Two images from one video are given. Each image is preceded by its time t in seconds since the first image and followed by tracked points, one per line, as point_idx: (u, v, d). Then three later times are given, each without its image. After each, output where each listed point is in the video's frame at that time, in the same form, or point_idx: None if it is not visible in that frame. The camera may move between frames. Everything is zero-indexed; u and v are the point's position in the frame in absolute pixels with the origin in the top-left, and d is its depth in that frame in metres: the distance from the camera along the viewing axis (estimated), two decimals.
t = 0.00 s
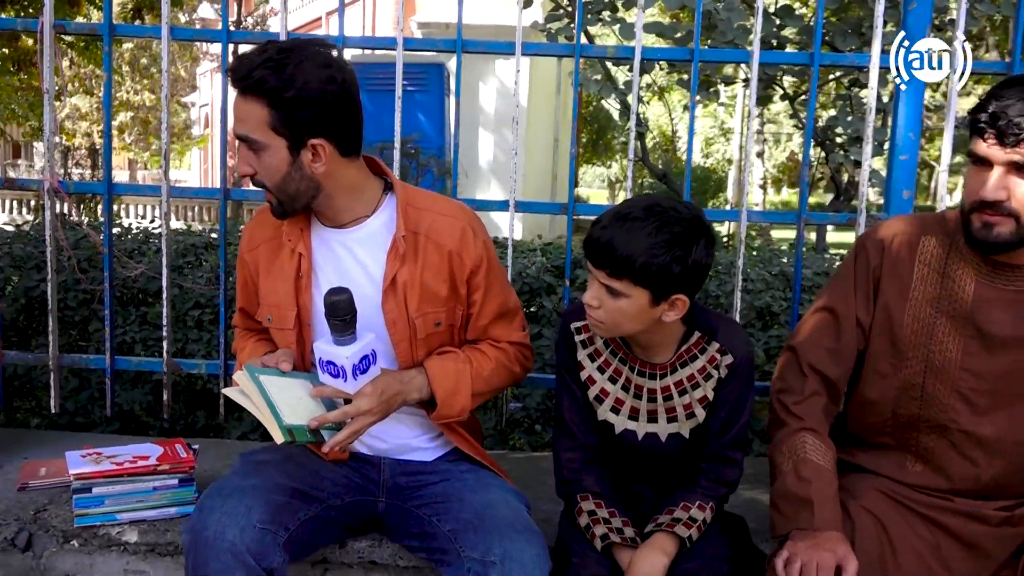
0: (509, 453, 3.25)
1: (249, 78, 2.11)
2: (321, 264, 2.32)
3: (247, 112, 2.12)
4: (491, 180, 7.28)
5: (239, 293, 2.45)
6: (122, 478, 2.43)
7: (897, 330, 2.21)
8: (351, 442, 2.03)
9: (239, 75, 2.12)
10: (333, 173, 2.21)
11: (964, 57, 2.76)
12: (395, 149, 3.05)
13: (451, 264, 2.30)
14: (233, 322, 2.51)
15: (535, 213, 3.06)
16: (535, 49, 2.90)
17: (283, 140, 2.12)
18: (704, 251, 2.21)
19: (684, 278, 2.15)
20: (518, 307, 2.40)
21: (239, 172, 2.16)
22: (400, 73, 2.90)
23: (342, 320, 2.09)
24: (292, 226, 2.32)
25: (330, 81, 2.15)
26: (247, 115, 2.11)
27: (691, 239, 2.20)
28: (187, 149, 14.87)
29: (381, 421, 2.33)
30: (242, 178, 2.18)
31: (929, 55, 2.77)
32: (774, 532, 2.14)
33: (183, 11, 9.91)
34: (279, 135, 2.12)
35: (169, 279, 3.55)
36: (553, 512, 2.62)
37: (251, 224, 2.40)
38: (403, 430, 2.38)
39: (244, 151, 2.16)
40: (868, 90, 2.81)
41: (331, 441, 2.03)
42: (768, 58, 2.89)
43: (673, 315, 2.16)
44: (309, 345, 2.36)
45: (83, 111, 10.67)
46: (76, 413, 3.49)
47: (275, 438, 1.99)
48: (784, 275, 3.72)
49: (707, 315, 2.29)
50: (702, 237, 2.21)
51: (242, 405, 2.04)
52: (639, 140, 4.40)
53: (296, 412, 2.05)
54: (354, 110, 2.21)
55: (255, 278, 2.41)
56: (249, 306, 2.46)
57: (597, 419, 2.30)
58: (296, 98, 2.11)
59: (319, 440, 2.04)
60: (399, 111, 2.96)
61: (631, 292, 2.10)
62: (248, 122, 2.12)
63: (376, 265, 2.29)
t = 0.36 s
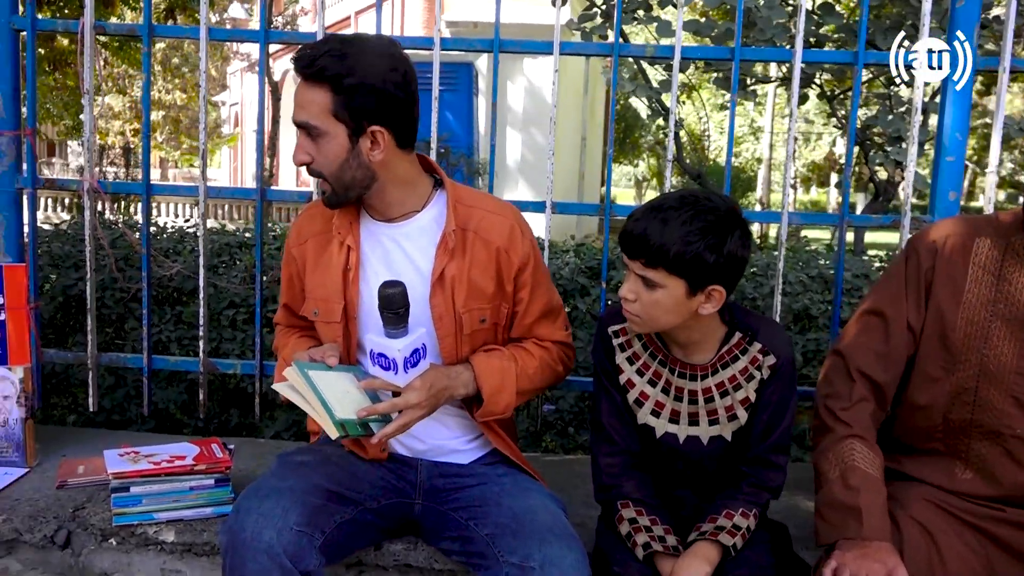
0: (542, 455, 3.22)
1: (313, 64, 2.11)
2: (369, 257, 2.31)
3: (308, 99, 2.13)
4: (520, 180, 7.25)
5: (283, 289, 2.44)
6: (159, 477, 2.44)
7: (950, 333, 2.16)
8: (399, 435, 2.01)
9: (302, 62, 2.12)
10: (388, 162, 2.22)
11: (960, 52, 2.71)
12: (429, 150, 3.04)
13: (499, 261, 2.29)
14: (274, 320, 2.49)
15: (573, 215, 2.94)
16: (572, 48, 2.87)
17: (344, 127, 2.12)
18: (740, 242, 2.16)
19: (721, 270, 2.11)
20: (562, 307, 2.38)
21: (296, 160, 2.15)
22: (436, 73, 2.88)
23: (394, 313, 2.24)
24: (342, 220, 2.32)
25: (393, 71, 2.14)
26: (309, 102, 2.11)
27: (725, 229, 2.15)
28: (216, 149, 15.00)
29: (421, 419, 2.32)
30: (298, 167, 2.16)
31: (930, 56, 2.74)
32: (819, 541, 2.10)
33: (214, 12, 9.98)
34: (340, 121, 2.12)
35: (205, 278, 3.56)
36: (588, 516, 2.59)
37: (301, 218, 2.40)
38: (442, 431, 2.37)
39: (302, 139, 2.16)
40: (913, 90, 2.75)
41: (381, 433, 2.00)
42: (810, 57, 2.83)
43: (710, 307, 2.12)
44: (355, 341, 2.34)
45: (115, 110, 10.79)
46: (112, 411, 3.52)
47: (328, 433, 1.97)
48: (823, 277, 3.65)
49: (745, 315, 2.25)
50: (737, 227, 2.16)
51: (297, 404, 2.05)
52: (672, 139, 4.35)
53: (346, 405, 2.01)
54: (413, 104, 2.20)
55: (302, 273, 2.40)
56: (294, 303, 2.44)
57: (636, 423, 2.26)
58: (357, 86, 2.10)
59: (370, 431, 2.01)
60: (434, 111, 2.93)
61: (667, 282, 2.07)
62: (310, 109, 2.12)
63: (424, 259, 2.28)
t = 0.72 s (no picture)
0: (569, 457, 3.21)
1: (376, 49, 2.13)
2: (414, 251, 2.31)
3: (369, 85, 2.14)
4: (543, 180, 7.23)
5: (322, 282, 2.43)
6: (189, 475, 2.45)
7: (989, 339, 2.12)
8: (439, 426, 2.03)
9: (364, 47, 2.13)
10: (442, 153, 2.23)
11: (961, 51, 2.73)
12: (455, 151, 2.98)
13: (541, 260, 2.30)
14: (310, 316, 2.48)
15: (604, 215, 2.88)
16: (605, 49, 2.85)
17: (402, 113, 2.13)
18: (775, 240, 2.12)
19: (759, 268, 2.09)
20: (598, 310, 2.39)
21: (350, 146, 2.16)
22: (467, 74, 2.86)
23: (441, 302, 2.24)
24: (388, 212, 2.32)
25: (454, 62, 2.18)
26: (371, 88, 2.12)
27: (761, 228, 2.12)
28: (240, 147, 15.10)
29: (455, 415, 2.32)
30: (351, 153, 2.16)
31: (930, 56, 2.82)
32: (852, 550, 2.06)
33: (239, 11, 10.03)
34: (399, 107, 2.13)
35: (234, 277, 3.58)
36: (617, 519, 2.58)
37: (345, 211, 2.41)
38: (473, 429, 2.36)
39: (358, 126, 2.17)
40: (951, 91, 2.70)
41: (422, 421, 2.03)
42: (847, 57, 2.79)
43: (746, 306, 2.10)
44: (394, 335, 2.32)
45: (141, 109, 10.89)
46: (141, 408, 3.55)
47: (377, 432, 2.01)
48: (854, 280, 3.61)
49: (778, 317, 2.23)
50: (773, 225, 2.13)
51: (342, 405, 2.04)
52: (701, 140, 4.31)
53: (389, 400, 2.04)
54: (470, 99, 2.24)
55: (344, 266, 2.39)
56: (333, 297, 2.43)
57: (668, 426, 2.24)
58: (420, 73, 2.12)
59: (412, 421, 2.07)
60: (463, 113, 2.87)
61: (704, 280, 2.05)
62: (370, 94, 2.13)
63: (468, 255, 2.29)
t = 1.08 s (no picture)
0: (595, 459, 3.19)
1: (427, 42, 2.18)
2: (452, 245, 2.33)
3: (419, 77, 2.19)
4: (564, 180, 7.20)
5: (358, 278, 2.45)
6: (216, 474, 2.45)
7: None
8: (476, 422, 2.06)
9: (416, 40, 2.19)
10: (488, 146, 2.27)
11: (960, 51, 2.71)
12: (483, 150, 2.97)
13: (579, 260, 2.32)
14: (343, 313, 2.49)
15: (634, 217, 2.85)
16: (636, 48, 2.82)
17: (451, 105, 2.18)
18: (811, 239, 2.10)
19: (796, 267, 2.07)
20: (630, 313, 2.43)
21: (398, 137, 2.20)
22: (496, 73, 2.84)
23: (485, 296, 2.27)
24: (428, 207, 2.35)
25: (504, 58, 2.24)
26: (420, 80, 2.17)
27: (798, 226, 2.09)
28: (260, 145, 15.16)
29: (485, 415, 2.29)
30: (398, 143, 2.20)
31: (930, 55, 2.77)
32: (885, 558, 2.03)
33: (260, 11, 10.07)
34: (449, 99, 2.18)
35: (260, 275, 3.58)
36: (645, 523, 2.55)
37: (384, 207, 2.43)
38: (501, 428, 2.35)
39: (406, 119, 2.21)
40: (990, 91, 2.65)
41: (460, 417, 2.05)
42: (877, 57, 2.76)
43: (781, 304, 2.07)
44: (428, 331, 2.32)
45: (162, 107, 10.96)
46: (167, 406, 3.56)
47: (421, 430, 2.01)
48: (885, 283, 3.56)
49: (814, 320, 2.20)
50: (810, 224, 2.10)
51: (386, 408, 2.03)
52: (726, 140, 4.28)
53: (428, 397, 2.05)
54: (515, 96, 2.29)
55: (381, 260, 2.41)
56: (367, 292, 2.45)
57: (702, 430, 2.22)
58: (471, 66, 2.17)
59: (452, 417, 2.05)
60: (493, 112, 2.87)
61: (739, 276, 2.03)
62: (421, 86, 2.17)
63: (506, 252, 2.31)
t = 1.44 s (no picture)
0: (627, 464, 3.15)
1: (476, 39, 2.20)
2: (491, 242, 2.32)
3: (466, 74, 2.20)
4: (591, 181, 7.15)
5: (392, 276, 2.44)
6: (249, 476, 2.45)
7: None
8: (513, 421, 2.06)
9: (465, 37, 2.21)
10: (531, 146, 2.27)
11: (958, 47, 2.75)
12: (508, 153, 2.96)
13: (619, 261, 2.30)
14: (376, 312, 2.48)
15: (668, 219, 2.82)
16: (671, 48, 2.79)
17: (496, 103, 2.19)
18: (853, 243, 2.05)
19: (835, 271, 2.03)
20: (670, 317, 2.40)
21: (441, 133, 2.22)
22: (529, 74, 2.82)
23: (525, 292, 2.26)
24: (467, 205, 2.34)
25: (551, 58, 2.24)
26: (465, 78, 2.19)
27: (838, 229, 2.05)
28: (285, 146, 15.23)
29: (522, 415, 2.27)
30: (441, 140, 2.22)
31: (930, 55, 2.97)
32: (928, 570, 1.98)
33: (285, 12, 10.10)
34: (493, 96, 2.19)
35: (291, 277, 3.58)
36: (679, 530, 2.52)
37: (421, 204, 2.42)
38: (533, 433, 2.32)
39: (451, 116, 2.23)
40: None
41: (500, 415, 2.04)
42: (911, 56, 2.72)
43: (820, 310, 2.03)
44: (464, 331, 2.30)
45: (189, 108, 11.04)
46: (198, 407, 3.57)
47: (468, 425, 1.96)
48: (923, 286, 3.49)
49: (855, 326, 2.15)
50: (852, 227, 2.05)
51: (435, 408, 1.99)
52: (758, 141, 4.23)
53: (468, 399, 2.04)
54: (558, 97, 2.28)
55: (417, 257, 2.40)
56: (402, 291, 2.44)
57: (738, 437, 2.17)
58: (518, 64, 2.19)
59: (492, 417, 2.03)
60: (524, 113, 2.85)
61: (777, 280, 2.00)
62: (467, 84, 2.19)
63: (545, 251, 2.29)
